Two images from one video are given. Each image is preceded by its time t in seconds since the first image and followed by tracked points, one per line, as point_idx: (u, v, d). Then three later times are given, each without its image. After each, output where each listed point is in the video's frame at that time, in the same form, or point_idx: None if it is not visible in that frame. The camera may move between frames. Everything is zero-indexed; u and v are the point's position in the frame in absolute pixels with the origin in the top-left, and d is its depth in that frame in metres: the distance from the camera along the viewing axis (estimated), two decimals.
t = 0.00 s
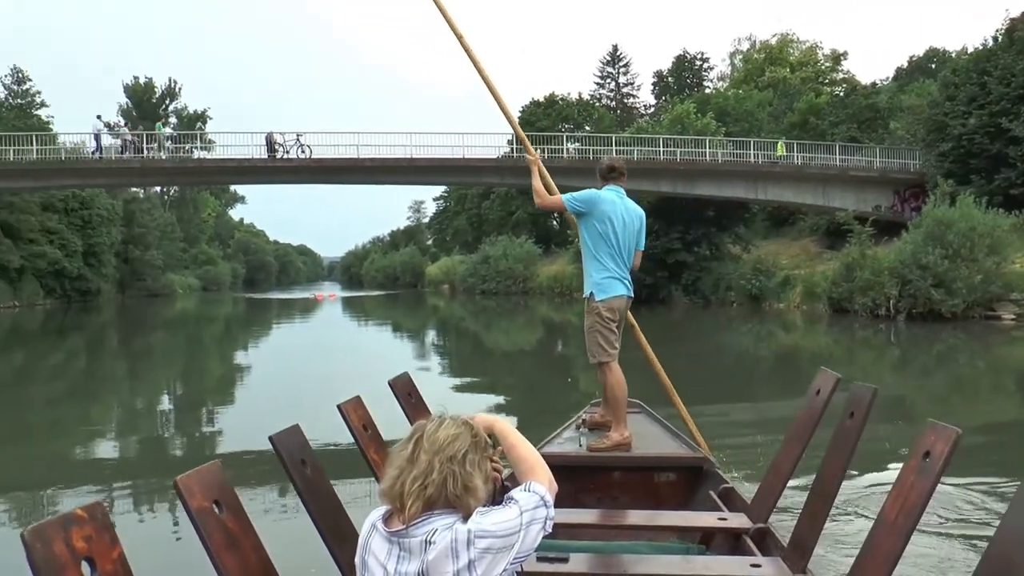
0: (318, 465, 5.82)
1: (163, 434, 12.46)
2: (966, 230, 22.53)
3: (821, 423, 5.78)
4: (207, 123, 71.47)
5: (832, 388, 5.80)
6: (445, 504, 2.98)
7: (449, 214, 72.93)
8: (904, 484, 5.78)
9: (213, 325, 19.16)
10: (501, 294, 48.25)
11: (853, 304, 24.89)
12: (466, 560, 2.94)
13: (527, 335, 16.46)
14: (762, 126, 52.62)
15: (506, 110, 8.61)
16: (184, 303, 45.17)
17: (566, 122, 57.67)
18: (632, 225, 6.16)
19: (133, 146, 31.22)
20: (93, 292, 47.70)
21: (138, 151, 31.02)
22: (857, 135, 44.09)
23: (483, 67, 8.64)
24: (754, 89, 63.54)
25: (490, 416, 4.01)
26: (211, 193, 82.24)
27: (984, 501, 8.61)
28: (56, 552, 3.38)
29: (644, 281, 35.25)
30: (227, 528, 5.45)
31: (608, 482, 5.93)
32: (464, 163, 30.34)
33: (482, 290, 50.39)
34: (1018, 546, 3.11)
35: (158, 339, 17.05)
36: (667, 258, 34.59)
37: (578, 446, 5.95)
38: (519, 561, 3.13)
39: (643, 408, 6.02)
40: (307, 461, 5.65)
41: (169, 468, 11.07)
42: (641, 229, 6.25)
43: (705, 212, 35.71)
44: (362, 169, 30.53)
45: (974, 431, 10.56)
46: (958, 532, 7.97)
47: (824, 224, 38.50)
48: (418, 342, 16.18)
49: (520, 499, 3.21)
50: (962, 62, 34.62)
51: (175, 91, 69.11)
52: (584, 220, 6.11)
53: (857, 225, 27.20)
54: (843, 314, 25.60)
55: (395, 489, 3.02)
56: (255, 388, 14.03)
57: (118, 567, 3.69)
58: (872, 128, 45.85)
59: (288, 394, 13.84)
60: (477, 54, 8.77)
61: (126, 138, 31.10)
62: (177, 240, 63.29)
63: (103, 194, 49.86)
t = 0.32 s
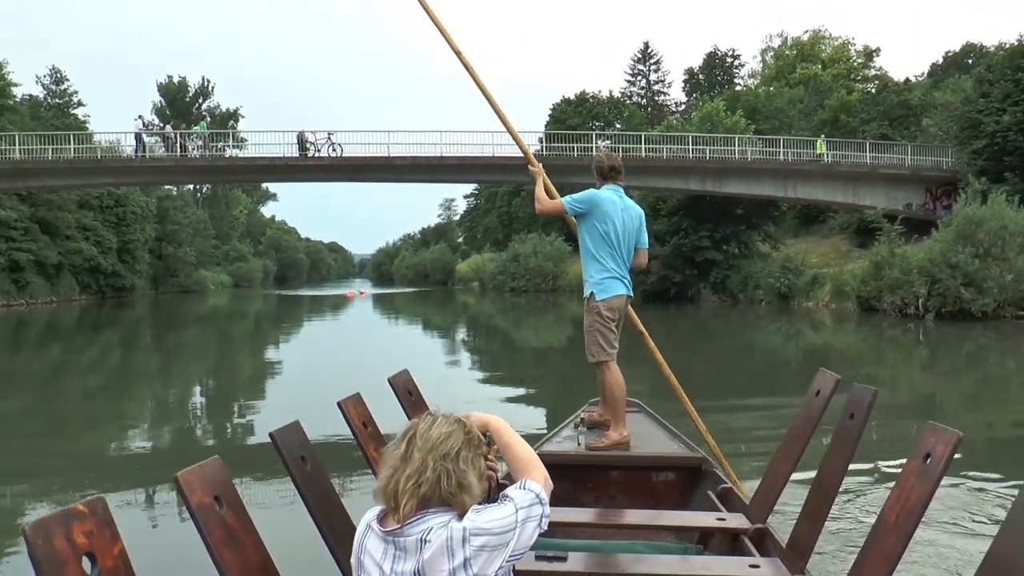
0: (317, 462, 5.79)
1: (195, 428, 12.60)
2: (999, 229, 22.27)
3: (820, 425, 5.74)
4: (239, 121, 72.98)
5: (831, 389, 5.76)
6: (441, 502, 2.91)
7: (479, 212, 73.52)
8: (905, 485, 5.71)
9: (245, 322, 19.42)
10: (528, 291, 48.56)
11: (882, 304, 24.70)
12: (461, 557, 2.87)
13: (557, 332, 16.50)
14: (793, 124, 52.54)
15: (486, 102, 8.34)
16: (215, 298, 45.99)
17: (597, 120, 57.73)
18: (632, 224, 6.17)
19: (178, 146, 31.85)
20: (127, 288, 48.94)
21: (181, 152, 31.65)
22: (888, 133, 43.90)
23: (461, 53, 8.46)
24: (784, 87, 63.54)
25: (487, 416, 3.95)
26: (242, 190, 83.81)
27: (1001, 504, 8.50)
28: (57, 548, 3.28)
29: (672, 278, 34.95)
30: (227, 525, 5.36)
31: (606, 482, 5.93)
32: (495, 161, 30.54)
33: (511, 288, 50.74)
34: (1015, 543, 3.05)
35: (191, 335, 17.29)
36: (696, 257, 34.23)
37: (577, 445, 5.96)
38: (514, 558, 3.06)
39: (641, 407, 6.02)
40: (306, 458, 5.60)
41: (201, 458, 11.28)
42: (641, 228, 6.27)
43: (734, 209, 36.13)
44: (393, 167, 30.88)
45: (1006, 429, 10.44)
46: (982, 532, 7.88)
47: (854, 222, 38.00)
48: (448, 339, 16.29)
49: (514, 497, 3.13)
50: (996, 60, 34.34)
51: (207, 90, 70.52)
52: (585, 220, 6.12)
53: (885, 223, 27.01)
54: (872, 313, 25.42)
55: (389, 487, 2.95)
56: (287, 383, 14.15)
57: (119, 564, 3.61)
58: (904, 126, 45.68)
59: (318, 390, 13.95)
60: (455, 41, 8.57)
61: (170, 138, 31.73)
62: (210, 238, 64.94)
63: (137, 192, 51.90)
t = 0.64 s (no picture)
0: (310, 460, 5.82)
1: (224, 423, 12.77)
2: None
3: (813, 426, 5.72)
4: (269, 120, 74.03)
5: (824, 390, 5.73)
6: (435, 500, 2.91)
7: (509, 211, 73.88)
8: (899, 487, 5.68)
9: (276, 319, 19.63)
10: (555, 290, 48.75)
11: (908, 303, 24.49)
12: (456, 556, 2.88)
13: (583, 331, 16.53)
14: (822, 122, 52.32)
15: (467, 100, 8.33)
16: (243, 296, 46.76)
17: (624, 119, 57.69)
18: (627, 224, 6.18)
19: (213, 145, 32.29)
20: (157, 284, 50.05)
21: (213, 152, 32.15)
22: (916, 130, 43.57)
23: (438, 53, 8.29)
24: (813, 85, 63.28)
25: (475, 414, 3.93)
26: (271, 188, 84.93)
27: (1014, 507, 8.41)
28: (50, 545, 3.06)
29: (698, 278, 34.86)
30: (220, 524, 5.37)
31: (600, 482, 5.95)
32: (524, 161, 30.68)
33: (538, 287, 50.94)
34: (1005, 543, 3.16)
35: (221, 332, 17.56)
36: (723, 256, 34.42)
37: (571, 444, 5.98)
38: (506, 558, 3.07)
39: (635, 407, 6.04)
40: (300, 456, 5.62)
41: (227, 451, 11.46)
42: (636, 227, 6.29)
43: (759, 208, 36.33)
44: (420, 166, 31.17)
45: None
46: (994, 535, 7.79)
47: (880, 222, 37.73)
48: (476, 338, 16.38)
49: (507, 497, 3.13)
50: None
51: (238, 90, 71.59)
52: (581, 223, 6.12)
53: (912, 223, 26.86)
54: (899, 313, 25.20)
55: (384, 488, 2.95)
56: (314, 380, 14.29)
57: (112, 563, 3.39)
58: (934, 123, 45.27)
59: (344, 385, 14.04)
60: (428, 37, 8.39)
61: (206, 138, 32.18)
62: (238, 236, 66.26)
63: (169, 191, 52.94)
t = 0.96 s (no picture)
0: (309, 459, 5.74)
1: (255, 418, 12.90)
2: None
3: (809, 430, 5.67)
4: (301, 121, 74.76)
5: (820, 393, 5.68)
6: (429, 499, 2.90)
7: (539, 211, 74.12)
8: (894, 490, 5.61)
9: (306, 318, 19.83)
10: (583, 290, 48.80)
11: (936, 304, 24.24)
12: (450, 556, 2.88)
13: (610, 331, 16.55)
14: (852, 121, 52.00)
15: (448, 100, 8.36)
16: (273, 296, 47.44)
17: (653, 119, 57.57)
18: (623, 224, 6.24)
19: (247, 145, 32.70)
20: (189, 283, 50.91)
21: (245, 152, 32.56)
22: (948, 130, 43.13)
23: (397, 35, 8.13)
24: (843, 84, 62.88)
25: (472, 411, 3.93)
26: (302, 187, 85.79)
27: None
28: (49, 542, 3.09)
29: (726, 278, 34.77)
30: (217, 522, 5.18)
31: (595, 483, 5.95)
32: (554, 161, 30.76)
33: (567, 287, 51.02)
34: (995, 546, 3.33)
35: (251, 330, 17.79)
36: (750, 257, 34.36)
37: (566, 445, 5.99)
38: (500, 558, 3.07)
39: (630, 408, 6.03)
40: (297, 455, 5.54)
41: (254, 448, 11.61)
42: (632, 227, 6.35)
43: (790, 208, 36.05)
44: (448, 167, 31.39)
45: None
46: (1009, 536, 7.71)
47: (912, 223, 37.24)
48: (505, 337, 16.44)
49: (501, 496, 3.12)
50: None
51: (268, 90, 72.41)
52: (578, 225, 6.16)
53: (941, 223, 26.67)
54: (928, 314, 24.97)
55: (377, 486, 2.94)
56: (344, 377, 14.41)
57: (111, 561, 3.43)
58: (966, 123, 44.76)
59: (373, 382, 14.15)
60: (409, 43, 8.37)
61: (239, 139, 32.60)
62: (269, 236, 67.23)
63: (201, 191, 53.74)
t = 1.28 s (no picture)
0: (299, 460, 5.69)
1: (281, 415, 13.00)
2: None
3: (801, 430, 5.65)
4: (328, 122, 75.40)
5: (813, 393, 5.65)
6: (422, 500, 2.86)
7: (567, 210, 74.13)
8: (886, 490, 5.53)
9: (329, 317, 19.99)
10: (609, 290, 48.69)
11: (962, 305, 23.98)
12: (444, 556, 2.85)
13: (632, 330, 16.54)
14: (879, 121, 51.52)
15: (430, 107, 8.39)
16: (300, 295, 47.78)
17: (679, 118, 57.40)
18: (618, 224, 6.28)
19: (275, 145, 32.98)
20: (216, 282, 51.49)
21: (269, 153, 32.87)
22: (977, 129, 42.66)
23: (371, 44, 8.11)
24: (869, 82, 62.31)
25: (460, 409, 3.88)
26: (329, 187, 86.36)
27: None
28: (41, 542, 2.95)
29: (752, 278, 34.64)
30: (211, 524, 4.75)
31: (588, 483, 5.98)
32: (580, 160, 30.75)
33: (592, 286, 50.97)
34: (986, 546, 3.31)
35: (279, 328, 17.95)
36: (775, 256, 34.15)
37: (559, 445, 6.01)
38: (494, 558, 3.04)
39: (623, 409, 6.04)
40: (289, 456, 5.52)
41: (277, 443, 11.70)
42: (627, 225, 6.39)
43: (816, 207, 35.69)
44: (472, 167, 31.49)
45: None
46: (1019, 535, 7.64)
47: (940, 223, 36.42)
48: (531, 336, 16.47)
49: (495, 496, 3.09)
50: None
51: (296, 91, 73.02)
52: (575, 226, 6.17)
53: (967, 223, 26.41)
54: (953, 314, 24.70)
55: (372, 487, 2.91)
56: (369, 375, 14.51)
57: (103, 561, 3.27)
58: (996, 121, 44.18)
59: (398, 376, 14.29)
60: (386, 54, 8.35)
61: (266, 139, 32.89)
62: (295, 234, 67.82)
63: (229, 190, 54.32)
